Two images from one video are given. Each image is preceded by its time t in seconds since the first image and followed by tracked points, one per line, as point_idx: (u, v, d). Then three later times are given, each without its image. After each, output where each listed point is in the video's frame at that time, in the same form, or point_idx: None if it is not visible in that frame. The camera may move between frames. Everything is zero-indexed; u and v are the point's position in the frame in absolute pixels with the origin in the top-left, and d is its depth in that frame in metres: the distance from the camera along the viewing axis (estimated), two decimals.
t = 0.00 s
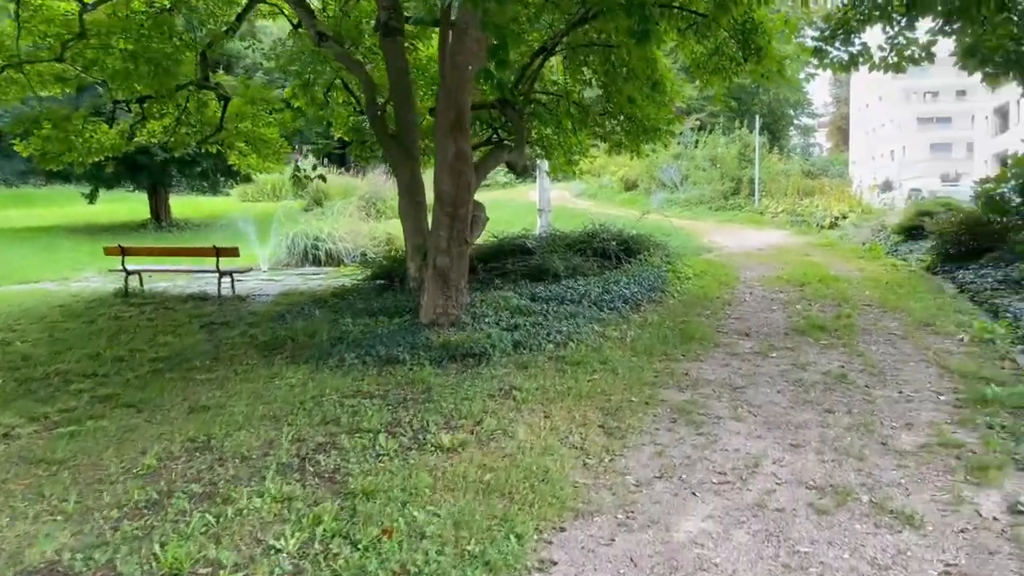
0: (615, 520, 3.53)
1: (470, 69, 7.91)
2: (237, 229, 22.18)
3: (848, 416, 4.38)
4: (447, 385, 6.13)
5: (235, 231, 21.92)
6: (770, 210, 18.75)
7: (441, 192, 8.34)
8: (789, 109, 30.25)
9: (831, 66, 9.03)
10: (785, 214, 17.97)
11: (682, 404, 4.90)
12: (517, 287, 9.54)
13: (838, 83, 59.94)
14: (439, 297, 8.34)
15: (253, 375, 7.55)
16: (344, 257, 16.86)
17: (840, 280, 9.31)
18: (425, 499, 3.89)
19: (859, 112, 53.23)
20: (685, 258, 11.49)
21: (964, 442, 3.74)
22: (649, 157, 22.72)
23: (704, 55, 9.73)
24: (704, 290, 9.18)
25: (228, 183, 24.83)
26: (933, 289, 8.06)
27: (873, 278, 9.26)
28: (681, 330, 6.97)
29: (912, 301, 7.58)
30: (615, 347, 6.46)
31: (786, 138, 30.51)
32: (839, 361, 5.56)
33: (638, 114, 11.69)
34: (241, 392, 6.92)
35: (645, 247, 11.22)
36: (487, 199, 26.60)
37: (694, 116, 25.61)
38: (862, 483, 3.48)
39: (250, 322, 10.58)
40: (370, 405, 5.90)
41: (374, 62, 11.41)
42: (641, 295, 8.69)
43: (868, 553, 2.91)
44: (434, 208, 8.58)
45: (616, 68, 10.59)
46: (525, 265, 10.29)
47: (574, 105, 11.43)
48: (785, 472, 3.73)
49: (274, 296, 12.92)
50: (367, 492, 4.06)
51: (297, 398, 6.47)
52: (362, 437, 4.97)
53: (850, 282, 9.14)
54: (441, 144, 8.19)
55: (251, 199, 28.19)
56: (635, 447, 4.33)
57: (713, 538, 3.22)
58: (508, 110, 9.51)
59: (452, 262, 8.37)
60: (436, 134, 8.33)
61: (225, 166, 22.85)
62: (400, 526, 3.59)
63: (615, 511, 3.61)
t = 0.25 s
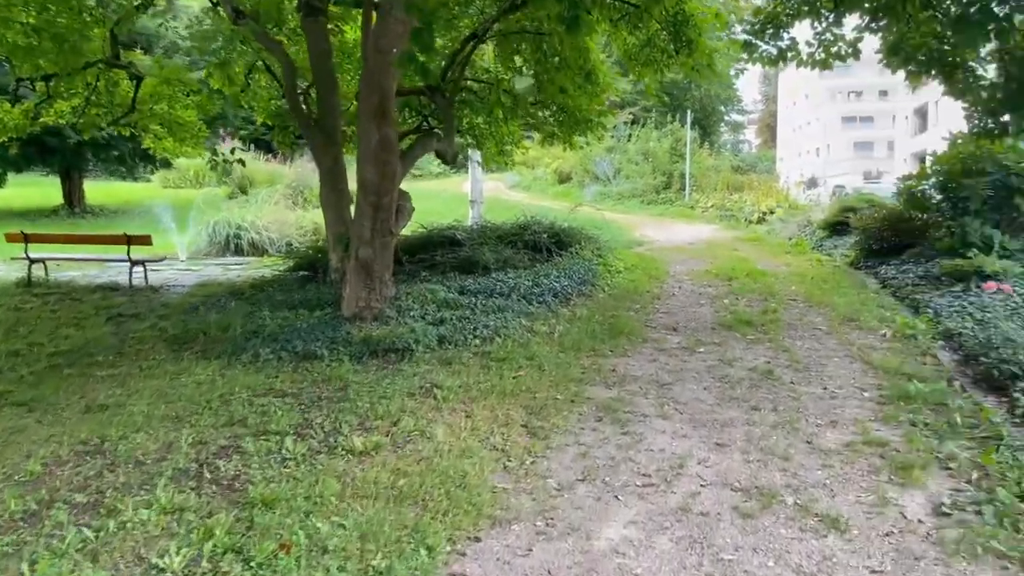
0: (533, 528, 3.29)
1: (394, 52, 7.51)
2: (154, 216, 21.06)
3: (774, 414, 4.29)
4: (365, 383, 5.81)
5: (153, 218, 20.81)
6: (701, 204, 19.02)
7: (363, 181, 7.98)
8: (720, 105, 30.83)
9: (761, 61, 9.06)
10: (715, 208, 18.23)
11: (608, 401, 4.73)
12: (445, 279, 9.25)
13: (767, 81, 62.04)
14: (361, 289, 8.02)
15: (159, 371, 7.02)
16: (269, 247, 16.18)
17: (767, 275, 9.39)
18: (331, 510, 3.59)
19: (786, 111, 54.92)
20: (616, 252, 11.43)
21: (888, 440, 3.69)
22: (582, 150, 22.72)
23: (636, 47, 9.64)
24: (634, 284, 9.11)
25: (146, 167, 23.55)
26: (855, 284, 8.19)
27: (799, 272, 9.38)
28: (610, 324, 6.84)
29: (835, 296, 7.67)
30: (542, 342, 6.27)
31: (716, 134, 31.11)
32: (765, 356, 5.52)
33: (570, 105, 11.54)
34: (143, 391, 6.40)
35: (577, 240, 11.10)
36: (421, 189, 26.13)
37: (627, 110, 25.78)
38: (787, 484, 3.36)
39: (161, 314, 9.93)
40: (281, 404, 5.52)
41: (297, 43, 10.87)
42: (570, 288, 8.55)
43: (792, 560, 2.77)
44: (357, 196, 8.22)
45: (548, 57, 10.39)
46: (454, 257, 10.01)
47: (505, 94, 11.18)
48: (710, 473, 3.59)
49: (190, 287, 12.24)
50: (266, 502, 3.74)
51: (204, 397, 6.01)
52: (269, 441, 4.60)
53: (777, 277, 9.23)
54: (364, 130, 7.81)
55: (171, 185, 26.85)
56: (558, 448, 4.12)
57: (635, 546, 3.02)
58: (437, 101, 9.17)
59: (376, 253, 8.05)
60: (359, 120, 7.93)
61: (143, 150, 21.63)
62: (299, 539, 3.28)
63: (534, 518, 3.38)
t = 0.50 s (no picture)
0: (440, 544, 2.99)
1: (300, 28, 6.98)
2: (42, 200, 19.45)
3: (695, 410, 4.17)
4: (265, 383, 5.35)
5: (40, 202, 19.22)
6: (620, 193, 19.13)
7: (267, 164, 7.46)
8: (638, 95, 31.20)
9: (679, 49, 8.97)
10: (634, 197, 18.36)
11: (525, 399, 4.49)
12: (359, 269, 8.82)
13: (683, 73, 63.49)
14: (264, 280, 7.55)
15: (34, 370, 6.32)
16: (172, 233, 15.17)
17: (686, 265, 9.40)
18: (214, 532, 3.19)
19: (701, 103, 56.35)
20: (536, 240, 11.24)
21: (809, 438, 3.63)
22: (502, 137, 22.47)
23: (555, 32, 9.42)
24: (554, 274, 8.92)
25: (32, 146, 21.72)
26: (770, 274, 8.28)
27: (715, 262, 9.44)
28: (529, 316, 6.62)
29: (753, 287, 7.71)
30: (458, 336, 5.97)
31: (635, 124, 31.49)
32: (684, 349, 5.42)
33: (489, 90, 11.23)
34: (14, 391, 5.73)
35: (497, 228, 10.83)
36: (336, 174, 25.24)
37: (547, 97, 25.68)
38: (709, 487, 3.21)
39: (42, 306, 9.05)
40: (170, 408, 5.00)
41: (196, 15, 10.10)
42: (488, 278, 8.27)
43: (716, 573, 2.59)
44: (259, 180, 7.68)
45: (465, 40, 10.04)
46: (368, 246, 9.58)
47: (421, 77, 10.76)
48: (630, 476, 3.39)
49: (81, 277, 11.27)
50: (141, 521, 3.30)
51: (83, 399, 5.40)
52: (150, 451, 4.13)
53: (695, 266, 9.25)
54: (267, 110, 7.26)
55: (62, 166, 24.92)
56: (472, 452, 3.82)
57: (550, 562, 2.77)
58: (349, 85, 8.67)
59: (281, 242, 7.60)
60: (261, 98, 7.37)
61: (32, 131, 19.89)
62: (174, 568, 2.87)
63: (443, 533, 3.08)
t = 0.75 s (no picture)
0: (371, 565, 2.73)
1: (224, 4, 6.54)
2: None
3: (640, 407, 4.06)
4: (187, 386, 4.96)
5: None
6: (562, 180, 19.06)
7: (190, 150, 6.97)
8: (579, 82, 31.18)
9: (622, 34, 8.73)
10: (575, 185, 18.31)
11: (464, 398, 4.27)
12: (292, 260, 8.44)
13: (623, 61, 63.93)
14: (189, 273, 7.07)
15: None
16: (97, 222, 14.27)
17: (629, 254, 9.32)
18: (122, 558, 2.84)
19: (642, 91, 56.86)
20: (477, 229, 11.01)
21: (755, 435, 3.58)
22: (442, 123, 22.09)
23: (494, 15, 9.17)
24: (495, 264, 8.72)
25: None
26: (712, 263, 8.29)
27: (658, 251, 9.41)
28: (469, 309, 6.41)
29: (696, 277, 7.69)
30: (397, 331, 5.72)
31: (576, 111, 31.48)
32: (628, 343, 5.30)
33: (425, 75, 10.87)
34: None
35: (437, 217, 10.54)
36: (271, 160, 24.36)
37: (488, 83, 25.38)
38: (656, 491, 3.07)
39: None
40: (82, 413, 4.57)
41: None
42: (427, 269, 8.00)
43: None
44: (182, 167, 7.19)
45: (401, 22, 9.68)
46: (303, 236, 9.19)
47: (356, 60, 10.35)
48: (575, 481, 3.22)
49: None
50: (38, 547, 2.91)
51: None
52: (53, 465, 3.75)
53: (638, 256, 9.18)
54: (189, 92, 6.79)
55: None
56: (408, 458, 3.56)
57: None
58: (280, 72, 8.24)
59: (207, 233, 7.13)
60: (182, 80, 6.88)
61: None
62: None
63: (375, 550, 2.82)
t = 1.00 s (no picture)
0: None
1: None
2: None
3: (596, 399, 3.85)
4: (112, 383, 4.46)
5: None
6: (516, 163, 18.79)
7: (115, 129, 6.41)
8: (532, 64, 30.85)
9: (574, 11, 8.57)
10: (529, 168, 18.07)
11: (410, 392, 3.99)
12: (233, 245, 8.01)
13: (577, 44, 63.71)
14: (117, 261, 6.54)
15: None
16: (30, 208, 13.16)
17: (584, 237, 9.12)
18: None
19: (595, 74, 56.79)
20: (428, 213, 10.68)
21: (718, 428, 3.41)
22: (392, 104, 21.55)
23: None
24: (447, 249, 8.43)
25: None
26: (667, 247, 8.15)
27: (613, 234, 9.24)
28: (418, 296, 6.12)
29: (653, 261, 7.54)
30: (341, 321, 5.37)
31: (529, 93, 31.16)
32: (584, 330, 5.10)
33: (371, 51, 10.33)
34: None
35: (386, 200, 10.17)
36: (214, 143, 23.43)
37: (439, 64, 24.88)
38: (614, 491, 2.86)
39: None
40: None
41: None
42: (374, 254, 7.66)
43: None
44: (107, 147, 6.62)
45: None
46: (244, 220, 8.72)
47: (298, 36, 9.84)
48: (528, 482, 2.99)
49: None
50: None
51: None
52: None
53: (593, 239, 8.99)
54: (113, 66, 6.22)
55: None
56: (348, 460, 3.26)
57: None
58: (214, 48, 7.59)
59: (136, 218, 6.61)
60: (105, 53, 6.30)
61: None
62: None
63: (306, 567, 2.52)
